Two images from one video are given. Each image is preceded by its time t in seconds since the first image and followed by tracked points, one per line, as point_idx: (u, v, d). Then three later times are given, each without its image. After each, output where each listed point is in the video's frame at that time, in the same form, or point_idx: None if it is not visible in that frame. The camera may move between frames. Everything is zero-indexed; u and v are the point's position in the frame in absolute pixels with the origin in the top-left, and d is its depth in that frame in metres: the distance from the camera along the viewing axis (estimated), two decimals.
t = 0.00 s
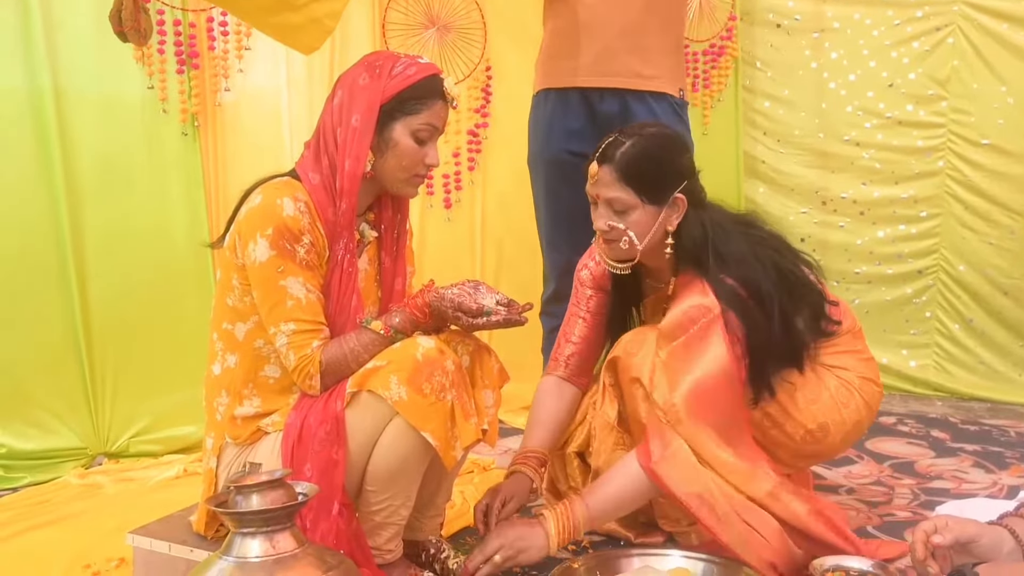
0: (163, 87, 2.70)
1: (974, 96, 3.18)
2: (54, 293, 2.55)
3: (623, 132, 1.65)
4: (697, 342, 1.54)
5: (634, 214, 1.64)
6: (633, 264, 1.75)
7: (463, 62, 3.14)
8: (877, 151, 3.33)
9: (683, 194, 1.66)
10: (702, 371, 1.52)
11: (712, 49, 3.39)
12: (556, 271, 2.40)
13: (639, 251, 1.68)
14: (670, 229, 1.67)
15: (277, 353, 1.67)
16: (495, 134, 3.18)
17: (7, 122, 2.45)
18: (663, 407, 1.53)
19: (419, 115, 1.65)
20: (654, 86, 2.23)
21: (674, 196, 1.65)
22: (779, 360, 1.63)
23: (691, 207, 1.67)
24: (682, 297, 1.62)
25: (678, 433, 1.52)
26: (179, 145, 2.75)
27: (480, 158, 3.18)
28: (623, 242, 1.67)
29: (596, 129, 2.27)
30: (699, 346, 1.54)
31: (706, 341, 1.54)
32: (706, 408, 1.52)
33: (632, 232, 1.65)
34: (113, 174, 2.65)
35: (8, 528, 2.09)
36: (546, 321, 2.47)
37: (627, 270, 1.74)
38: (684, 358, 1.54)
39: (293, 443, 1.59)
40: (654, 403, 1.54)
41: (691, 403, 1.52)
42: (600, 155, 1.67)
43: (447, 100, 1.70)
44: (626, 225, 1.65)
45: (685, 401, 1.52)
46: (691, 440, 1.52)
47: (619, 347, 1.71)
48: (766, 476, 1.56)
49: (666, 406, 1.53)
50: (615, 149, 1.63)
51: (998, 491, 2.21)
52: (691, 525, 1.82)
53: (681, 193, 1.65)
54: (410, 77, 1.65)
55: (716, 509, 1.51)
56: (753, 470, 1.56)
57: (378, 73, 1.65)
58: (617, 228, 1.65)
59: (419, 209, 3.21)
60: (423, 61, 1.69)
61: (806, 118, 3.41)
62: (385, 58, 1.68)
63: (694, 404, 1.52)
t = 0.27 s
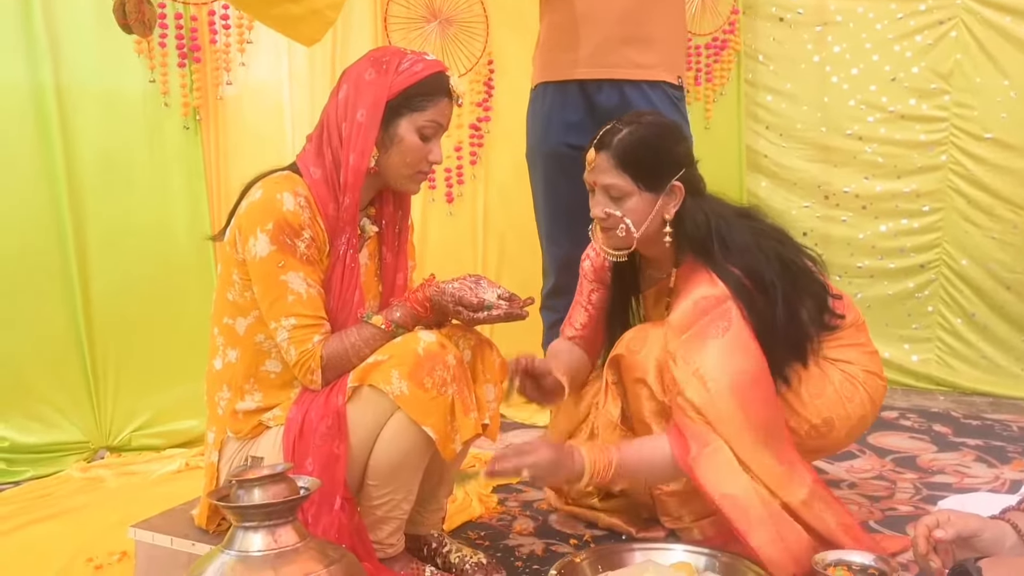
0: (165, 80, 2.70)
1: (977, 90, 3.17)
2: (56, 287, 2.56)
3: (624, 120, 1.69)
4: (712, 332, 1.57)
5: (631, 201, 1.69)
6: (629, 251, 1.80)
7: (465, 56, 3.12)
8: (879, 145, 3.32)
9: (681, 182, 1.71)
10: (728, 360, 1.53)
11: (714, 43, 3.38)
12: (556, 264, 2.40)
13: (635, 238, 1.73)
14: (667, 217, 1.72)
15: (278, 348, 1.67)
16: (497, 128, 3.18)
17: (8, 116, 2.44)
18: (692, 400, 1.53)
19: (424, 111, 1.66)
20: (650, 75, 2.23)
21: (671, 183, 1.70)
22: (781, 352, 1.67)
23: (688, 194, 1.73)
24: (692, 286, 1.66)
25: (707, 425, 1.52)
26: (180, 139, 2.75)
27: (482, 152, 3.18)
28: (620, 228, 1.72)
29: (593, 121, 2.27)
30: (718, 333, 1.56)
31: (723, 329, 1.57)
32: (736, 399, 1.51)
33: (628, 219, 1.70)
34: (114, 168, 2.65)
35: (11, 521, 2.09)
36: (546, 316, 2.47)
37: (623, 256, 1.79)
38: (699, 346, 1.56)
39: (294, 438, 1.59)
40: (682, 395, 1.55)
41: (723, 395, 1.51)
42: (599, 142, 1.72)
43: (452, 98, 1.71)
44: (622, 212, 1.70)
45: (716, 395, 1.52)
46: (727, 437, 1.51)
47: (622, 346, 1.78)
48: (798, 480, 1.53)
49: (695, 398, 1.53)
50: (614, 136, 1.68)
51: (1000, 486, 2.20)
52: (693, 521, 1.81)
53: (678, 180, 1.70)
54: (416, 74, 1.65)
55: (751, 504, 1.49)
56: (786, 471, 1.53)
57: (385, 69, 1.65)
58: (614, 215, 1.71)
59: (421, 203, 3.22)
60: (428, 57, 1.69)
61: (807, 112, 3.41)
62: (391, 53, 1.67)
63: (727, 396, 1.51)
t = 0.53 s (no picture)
0: (167, 75, 2.70)
1: (981, 86, 3.16)
2: (59, 283, 2.56)
3: (638, 94, 1.70)
4: (720, 305, 1.58)
5: (643, 172, 1.68)
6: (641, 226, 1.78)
7: (467, 51, 3.12)
8: (882, 141, 3.32)
9: (693, 157, 1.70)
10: (731, 328, 1.55)
11: (717, 39, 3.38)
12: (556, 261, 2.39)
13: (646, 211, 1.72)
14: (678, 191, 1.71)
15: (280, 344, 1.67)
16: (500, 124, 3.17)
17: (11, 112, 2.45)
18: (692, 362, 1.55)
19: (427, 108, 1.65)
20: (645, 70, 2.28)
21: (683, 158, 1.69)
22: (790, 332, 1.67)
23: (699, 170, 1.72)
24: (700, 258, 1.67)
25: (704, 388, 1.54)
26: (182, 134, 2.75)
27: (485, 147, 3.18)
28: (631, 200, 1.71)
29: (591, 117, 2.29)
30: (727, 303, 1.58)
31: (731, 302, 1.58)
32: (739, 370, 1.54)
33: (639, 191, 1.69)
34: (117, 164, 2.65)
35: (13, 516, 2.09)
36: (546, 311, 2.47)
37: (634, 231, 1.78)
38: (707, 319, 1.57)
39: (296, 434, 1.59)
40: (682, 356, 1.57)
41: (724, 360, 1.54)
42: (613, 116, 1.73)
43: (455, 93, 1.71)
44: (633, 183, 1.69)
45: (717, 360, 1.54)
46: (721, 404, 1.53)
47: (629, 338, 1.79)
48: (787, 451, 1.56)
49: (695, 361, 1.55)
50: (628, 109, 1.69)
51: (1003, 482, 2.20)
52: (697, 517, 1.81)
53: (690, 155, 1.70)
54: (419, 69, 1.64)
55: (739, 470, 1.52)
56: (777, 440, 1.56)
57: (387, 64, 1.64)
58: (625, 187, 1.70)
59: (424, 198, 3.22)
60: (432, 53, 1.69)
61: (810, 108, 3.40)
62: (394, 49, 1.67)
63: (728, 363, 1.53)
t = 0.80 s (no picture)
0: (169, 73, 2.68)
1: (984, 84, 3.16)
2: (60, 280, 2.56)
3: (652, 73, 1.73)
4: (735, 281, 1.58)
5: (648, 150, 1.70)
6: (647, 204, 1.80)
7: (469, 48, 3.11)
8: (884, 139, 3.31)
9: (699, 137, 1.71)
10: (746, 306, 1.56)
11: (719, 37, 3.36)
12: (556, 258, 2.41)
13: (651, 189, 1.74)
14: (684, 172, 1.72)
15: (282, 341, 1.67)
16: (501, 121, 3.17)
17: (13, 108, 2.44)
18: (709, 339, 1.56)
19: (427, 104, 1.65)
20: (644, 69, 2.28)
21: (689, 138, 1.70)
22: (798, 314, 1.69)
23: (707, 151, 1.72)
24: (711, 239, 1.68)
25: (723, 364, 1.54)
26: (184, 131, 2.74)
27: (486, 144, 3.17)
28: (636, 177, 1.73)
29: (588, 115, 2.30)
30: (740, 281, 1.58)
31: (745, 278, 1.58)
32: (755, 346, 1.55)
33: (643, 169, 1.71)
34: (118, 161, 2.64)
35: (13, 514, 2.09)
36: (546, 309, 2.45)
37: (639, 208, 1.80)
38: (723, 295, 1.58)
39: (298, 430, 1.59)
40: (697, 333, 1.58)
41: (740, 336, 1.54)
42: (625, 94, 1.76)
43: (455, 89, 1.70)
44: (638, 161, 1.72)
45: (733, 336, 1.54)
46: (740, 378, 1.53)
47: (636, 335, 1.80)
48: (805, 433, 1.56)
49: (711, 337, 1.56)
50: (639, 87, 1.72)
51: (1005, 480, 2.20)
52: (700, 514, 1.80)
53: (697, 136, 1.70)
54: (419, 65, 1.64)
55: (755, 450, 1.52)
56: (796, 422, 1.55)
57: (386, 61, 1.64)
58: (631, 164, 1.72)
59: (426, 195, 3.21)
60: (431, 49, 1.69)
61: (813, 106, 3.39)
62: (394, 45, 1.67)
63: (743, 340, 1.54)
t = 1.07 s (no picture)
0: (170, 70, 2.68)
1: (986, 81, 3.16)
2: (61, 277, 2.56)
3: (667, 46, 1.77)
4: (736, 246, 1.62)
5: (661, 120, 1.74)
6: (658, 176, 1.83)
7: (471, 46, 3.11)
8: (887, 137, 3.31)
9: (713, 109, 1.75)
10: (741, 267, 1.60)
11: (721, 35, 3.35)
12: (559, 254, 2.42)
13: (664, 160, 1.77)
14: (697, 143, 1.76)
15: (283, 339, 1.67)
16: (503, 119, 3.17)
17: (14, 105, 2.44)
18: (696, 290, 1.61)
19: (421, 98, 1.63)
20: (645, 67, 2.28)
21: (703, 110, 1.74)
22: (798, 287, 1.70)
23: (719, 123, 1.76)
24: (716, 203, 1.72)
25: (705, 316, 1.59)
26: (185, 129, 2.74)
27: (488, 142, 3.17)
28: (650, 148, 1.76)
29: (586, 113, 2.31)
30: (741, 245, 1.62)
31: (746, 244, 1.62)
32: (746, 307, 1.58)
33: (657, 140, 1.75)
34: (119, 158, 2.64)
35: (14, 512, 2.09)
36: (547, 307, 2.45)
37: (651, 180, 1.83)
38: (722, 255, 1.62)
39: (300, 428, 1.59)
40: (687, 284, 1.64)
41: (730, 294, 1.58)
42: (639, 66, 1.79)
43: (451, 82, 1.68)
44: (652, 132, 1.75)
45: (724, 293, 1.59)
46: (722, 334, 1.58)
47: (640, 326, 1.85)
48: (784, 397, 1.58)
49: (699, 290, 1.61)
50: (653, 59, 1.76)
51: (1007, 478, 2.20)
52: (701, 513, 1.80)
53: (711, 108, 1.74)
54: (411, 60, 1.63)
55: (716, 404, 1.59)
56: (773, 386, 1.58)
57: (380, 56, 1.64)
58: (645, 135, 1.76)
59: (427, 193, 3.22)
60: (426, 43, 1.67)
61: (814, 104, 3.38)
62: (388, 41, 1.66)
63: (732, 298, 1.58)
